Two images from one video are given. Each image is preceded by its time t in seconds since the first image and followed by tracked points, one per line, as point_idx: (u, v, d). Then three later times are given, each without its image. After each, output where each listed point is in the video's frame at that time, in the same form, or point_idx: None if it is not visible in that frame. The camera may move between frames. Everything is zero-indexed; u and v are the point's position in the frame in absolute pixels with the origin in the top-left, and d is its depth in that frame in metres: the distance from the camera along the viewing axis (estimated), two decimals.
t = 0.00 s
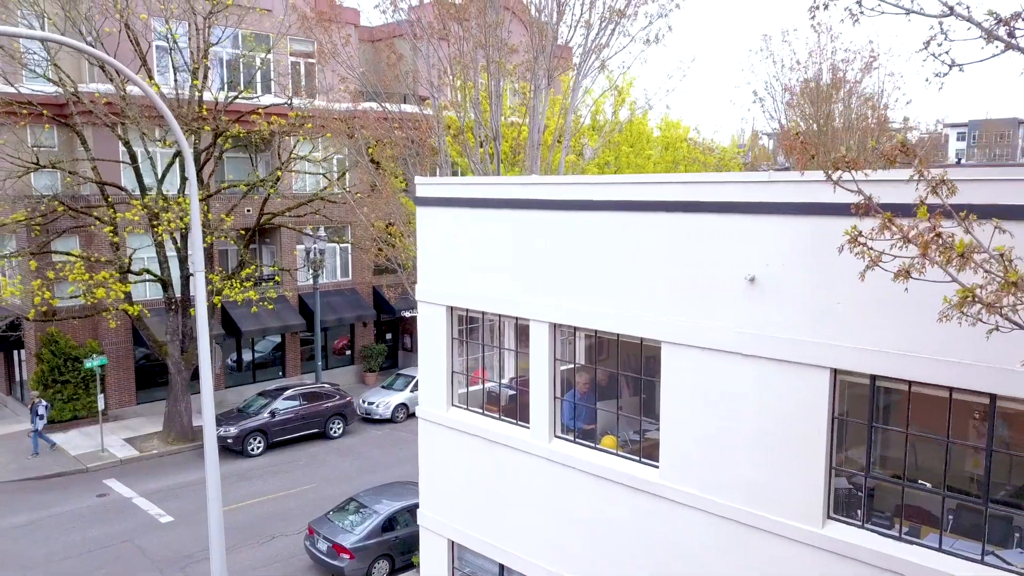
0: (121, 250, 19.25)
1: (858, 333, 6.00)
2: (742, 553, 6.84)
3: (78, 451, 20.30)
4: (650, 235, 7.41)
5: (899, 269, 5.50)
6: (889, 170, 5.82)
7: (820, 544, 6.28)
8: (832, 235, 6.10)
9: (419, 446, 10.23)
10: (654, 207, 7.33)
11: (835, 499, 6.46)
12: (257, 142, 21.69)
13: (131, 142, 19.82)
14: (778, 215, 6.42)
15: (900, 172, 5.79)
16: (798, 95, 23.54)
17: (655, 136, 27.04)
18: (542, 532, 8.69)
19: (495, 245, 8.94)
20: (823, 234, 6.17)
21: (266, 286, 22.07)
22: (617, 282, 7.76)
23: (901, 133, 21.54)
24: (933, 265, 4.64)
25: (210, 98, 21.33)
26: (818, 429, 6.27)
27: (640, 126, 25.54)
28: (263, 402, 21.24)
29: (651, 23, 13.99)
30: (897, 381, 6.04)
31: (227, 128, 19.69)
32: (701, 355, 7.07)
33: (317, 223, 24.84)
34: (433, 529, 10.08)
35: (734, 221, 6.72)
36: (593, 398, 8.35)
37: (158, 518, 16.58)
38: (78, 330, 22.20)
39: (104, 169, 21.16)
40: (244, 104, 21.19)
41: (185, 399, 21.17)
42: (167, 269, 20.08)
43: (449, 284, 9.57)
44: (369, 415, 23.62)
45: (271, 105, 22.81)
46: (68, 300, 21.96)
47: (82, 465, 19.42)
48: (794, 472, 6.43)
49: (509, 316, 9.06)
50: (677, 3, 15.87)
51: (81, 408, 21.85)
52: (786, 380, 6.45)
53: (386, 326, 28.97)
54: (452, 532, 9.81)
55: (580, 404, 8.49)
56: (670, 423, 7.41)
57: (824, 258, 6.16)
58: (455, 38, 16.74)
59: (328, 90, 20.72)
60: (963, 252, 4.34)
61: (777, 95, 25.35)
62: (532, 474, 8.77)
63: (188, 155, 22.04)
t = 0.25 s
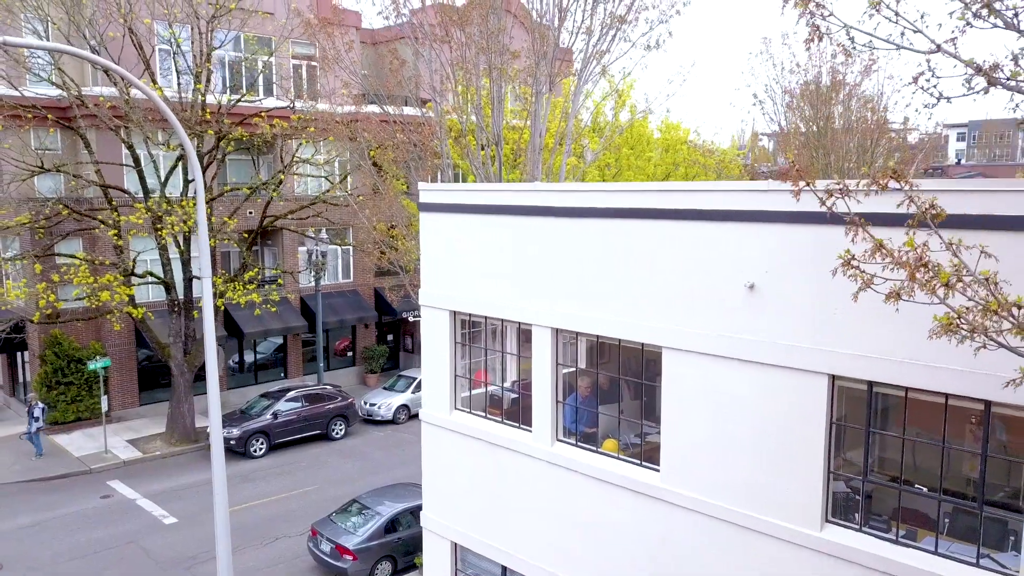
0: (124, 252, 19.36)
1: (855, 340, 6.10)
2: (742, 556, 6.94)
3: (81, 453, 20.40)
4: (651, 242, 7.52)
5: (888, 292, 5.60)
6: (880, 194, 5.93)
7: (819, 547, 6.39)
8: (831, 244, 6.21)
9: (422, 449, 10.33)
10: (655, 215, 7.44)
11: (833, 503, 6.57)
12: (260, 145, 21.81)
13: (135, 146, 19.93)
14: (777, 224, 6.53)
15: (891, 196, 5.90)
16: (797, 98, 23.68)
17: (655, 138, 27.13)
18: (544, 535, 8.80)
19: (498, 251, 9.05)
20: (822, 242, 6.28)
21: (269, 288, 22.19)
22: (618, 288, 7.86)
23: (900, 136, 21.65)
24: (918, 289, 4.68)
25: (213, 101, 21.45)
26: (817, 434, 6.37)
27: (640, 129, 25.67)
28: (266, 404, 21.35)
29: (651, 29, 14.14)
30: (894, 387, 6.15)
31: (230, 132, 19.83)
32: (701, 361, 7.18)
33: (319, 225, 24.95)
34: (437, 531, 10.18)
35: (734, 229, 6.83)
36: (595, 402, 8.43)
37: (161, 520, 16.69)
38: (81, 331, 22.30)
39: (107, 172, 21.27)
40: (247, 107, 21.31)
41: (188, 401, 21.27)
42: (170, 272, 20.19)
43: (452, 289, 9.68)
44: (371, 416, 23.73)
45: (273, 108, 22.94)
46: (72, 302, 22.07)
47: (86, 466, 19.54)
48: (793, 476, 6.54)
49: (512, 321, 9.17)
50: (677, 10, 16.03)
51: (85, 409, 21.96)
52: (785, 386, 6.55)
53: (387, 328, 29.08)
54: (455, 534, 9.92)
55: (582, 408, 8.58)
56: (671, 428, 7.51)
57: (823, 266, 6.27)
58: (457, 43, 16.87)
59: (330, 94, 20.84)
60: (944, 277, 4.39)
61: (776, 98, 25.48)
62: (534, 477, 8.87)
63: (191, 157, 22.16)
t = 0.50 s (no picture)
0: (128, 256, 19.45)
1: (853, 346, 6.21)
2: (742, 558, 7.05)
3: (84, 454, 20.52)
4: (652, 249, 7.64)
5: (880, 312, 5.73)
6: (872, 216, 6.06)
7: (816, 550, 6.50)
8: (829, 251, 6.32)
9: (425, 451, 10.45)
10: (655, 222, 7.57)
11: (832, 507, 6.66)
12: (262, 147, 21.90)
13: (138, 149, 20.02)
14: (776, 232, 6.64)
15: (882, 218, 6.04)
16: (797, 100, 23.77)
17: (656, 139, 27.21)
18: (546, 537, 8.90)
19: (501, 256, 9.17)
20: (820, 250, 6.38)
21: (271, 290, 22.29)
22: (619, 294, 7.98)
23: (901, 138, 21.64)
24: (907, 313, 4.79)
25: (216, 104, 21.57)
26: (816, 439, 6.48)
27: (641, 132, 25.78)
28: (268, 406, 21.46)
29: (651, 34, 14.27)
30: (891, 393, 6.24)
31: (232, 135, 19.93)
32: (701, 366, 7.29)
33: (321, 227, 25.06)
34: (440, 533, 10.29)
35: (733, 236, 6.94)
36: (596, 405, 8.54)
37: (165, 521, 16.81)
38: (84, 333, 22.42)
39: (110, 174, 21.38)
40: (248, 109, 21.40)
41: (190, 402, 21.38)
42: (173, 274, 20.30)
43: (455, 293, 9.80)
44: (373, 418, 23.84)
45: (275, 111, 23.03)
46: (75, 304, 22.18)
47: (89, 467, 19.66)
48: (792, 480, 6.65)
49: (513, 325, 9.28)
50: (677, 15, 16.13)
51: (88, 411, 22.07)
52: (785, 392, 6.66)
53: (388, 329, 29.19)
54: (458, 536, 10.04)
55: (583, 411, 8.68)
56: (671, 432, 7.63)
57: (820, 273, 6.38)
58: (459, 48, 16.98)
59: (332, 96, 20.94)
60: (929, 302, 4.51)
61: (776, 100, 25.59)
62: (536, 480, 8.98)
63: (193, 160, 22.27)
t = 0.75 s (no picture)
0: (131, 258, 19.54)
1: (850, 352, 6.32)
2: (741, 560, 7.16)
3: (88, 455, 20.64)
4: (653, 256, 7.75)
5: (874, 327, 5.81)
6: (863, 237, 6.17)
7: (814, 552, 6.61)
8: (827, 259, 6.43)
9: (428, 454, 10.56)
10: (656, 229, 7.68)
11: (830, 510, 6.77)
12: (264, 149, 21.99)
13: (141, 152, 20.13)
14: (774, 240, 6.76)
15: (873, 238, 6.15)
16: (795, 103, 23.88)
17: (656, 141, 27.30)
18: (548, 538, 9.01)
19: (503, 262, 9.29)
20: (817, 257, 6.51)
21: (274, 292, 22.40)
22: (620, 300, 8.10)
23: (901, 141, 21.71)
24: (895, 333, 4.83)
25: (218, 107, 21.67)
26: (814, 443, 6.59)
27: (641, 134, 25.89)
28: (270, 407, 21.57)
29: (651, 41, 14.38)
30: (887, 398, 6.35)
31: (235, 138, 20.04)
32: (701, 371, 7.40)
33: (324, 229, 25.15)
34: (442, 534, 10.40)
35: (733, 244, 7.05)
36: (598, 409, 8.66)
37: (169, 522, 16.92)
38: (87, 335, 22.53)
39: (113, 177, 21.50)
40: (251, 113, 21.51)
41: (193, 403, 21.49)
42: (175, 276, 20.40)
43: (458, 298, 9.92)
44: (374, 419, 23.96)
45: (277, 113, 23.14)
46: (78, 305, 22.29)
47: (93, 468, 19.78)
48: (790, 483, 6.76)
49: (515, 330, 9.38)
50: (678, 21, 16.24)
51: (91, 412, 22.19)
52: (784, 396, 6.77)
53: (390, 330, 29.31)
54: (460, 537, 10.14)
55: (584, 414, 8.80)
56: (671, 435, 7.74)
57: (817, 280, 6.49)
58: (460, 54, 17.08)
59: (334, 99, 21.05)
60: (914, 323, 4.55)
61: (776, 103, 25.69)
62: (538, 482, 9.09)
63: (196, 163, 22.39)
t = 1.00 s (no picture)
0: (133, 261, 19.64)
1: (847, 358, 6.43)
2: (741, 562, 7.27)
3: (91, 456, 20.75)
4: (653, 262, 7.86)
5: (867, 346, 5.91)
6: (855, 257, 6.27)
7: (813, 554, 6.72)
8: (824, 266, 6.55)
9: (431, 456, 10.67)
10: (656, 236, 7.79)
11: (828, 513, 6.88)
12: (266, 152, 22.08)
13: (144, 155, 20.24)
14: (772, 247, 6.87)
15: (864, 258, 6.25)
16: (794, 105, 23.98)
17: (656, 143, 27.39)
18: (550, 540, 9.12)
19: (506, 267, 9.40)
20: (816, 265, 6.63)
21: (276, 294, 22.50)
22: (621, 305, 8.21)
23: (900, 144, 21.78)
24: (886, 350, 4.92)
25: (220, 110, 21.76)
26: (812, 447, 6.70)
27: (642, 137, 25.98)
28: (272, 408, 21.68)
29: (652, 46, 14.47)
30: (884, 403, 6.46)
31: (237, 141, 20.14)
32: (701, 376, 7.52)
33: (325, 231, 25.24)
34: (445, 536, 10.51)
35: (732, 250, 7.16)
36: (598, 412, 8.77)
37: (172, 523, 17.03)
38: (90, 337, 22.63)
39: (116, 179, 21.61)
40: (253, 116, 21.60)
41: (195, 405, 21.59)
42: (178, 278, 20.50)
43: (460, 303, 10.03)
44: (375, 420, 24.07)
45: (279, 116, 23.23)
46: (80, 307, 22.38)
47: (96, 470, 19.89)
48: (789, 486, 6.87)
49: (517, 334, 9.49)
50: (678, 26, 16.36)
51: (94, 413, 22.30)
52: (782, 401, 6.88)
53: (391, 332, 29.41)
54: (463, 539, 10.26)
55: (586, 417, 8.91)
56: (671, 439, 7.85)
57: (815, 287, 6.60)
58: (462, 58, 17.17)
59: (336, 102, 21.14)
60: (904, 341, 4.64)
61: (776, 105, 25.79)
62: (540, 485, 9.20)
63: (198, 166, 22.49)
